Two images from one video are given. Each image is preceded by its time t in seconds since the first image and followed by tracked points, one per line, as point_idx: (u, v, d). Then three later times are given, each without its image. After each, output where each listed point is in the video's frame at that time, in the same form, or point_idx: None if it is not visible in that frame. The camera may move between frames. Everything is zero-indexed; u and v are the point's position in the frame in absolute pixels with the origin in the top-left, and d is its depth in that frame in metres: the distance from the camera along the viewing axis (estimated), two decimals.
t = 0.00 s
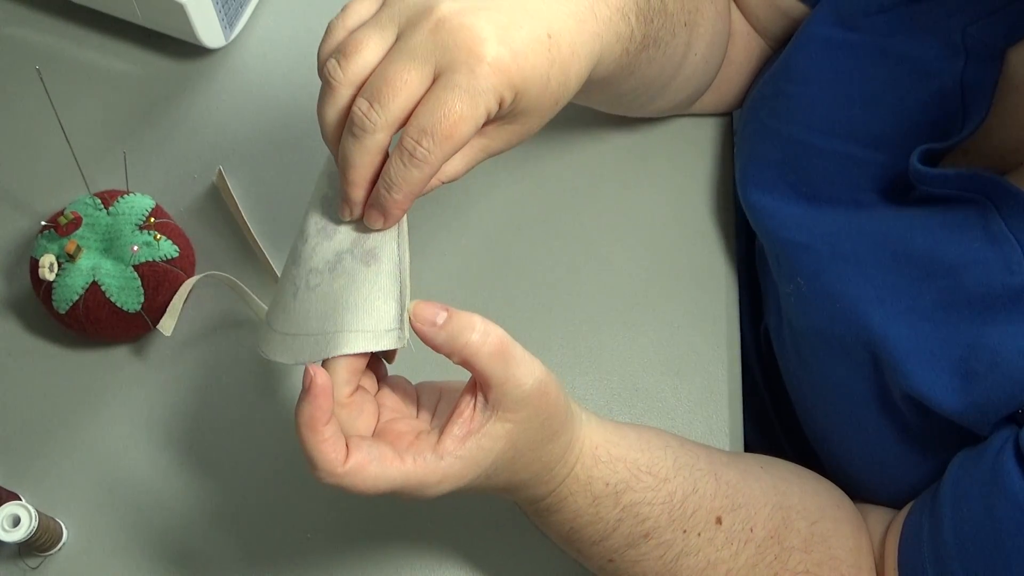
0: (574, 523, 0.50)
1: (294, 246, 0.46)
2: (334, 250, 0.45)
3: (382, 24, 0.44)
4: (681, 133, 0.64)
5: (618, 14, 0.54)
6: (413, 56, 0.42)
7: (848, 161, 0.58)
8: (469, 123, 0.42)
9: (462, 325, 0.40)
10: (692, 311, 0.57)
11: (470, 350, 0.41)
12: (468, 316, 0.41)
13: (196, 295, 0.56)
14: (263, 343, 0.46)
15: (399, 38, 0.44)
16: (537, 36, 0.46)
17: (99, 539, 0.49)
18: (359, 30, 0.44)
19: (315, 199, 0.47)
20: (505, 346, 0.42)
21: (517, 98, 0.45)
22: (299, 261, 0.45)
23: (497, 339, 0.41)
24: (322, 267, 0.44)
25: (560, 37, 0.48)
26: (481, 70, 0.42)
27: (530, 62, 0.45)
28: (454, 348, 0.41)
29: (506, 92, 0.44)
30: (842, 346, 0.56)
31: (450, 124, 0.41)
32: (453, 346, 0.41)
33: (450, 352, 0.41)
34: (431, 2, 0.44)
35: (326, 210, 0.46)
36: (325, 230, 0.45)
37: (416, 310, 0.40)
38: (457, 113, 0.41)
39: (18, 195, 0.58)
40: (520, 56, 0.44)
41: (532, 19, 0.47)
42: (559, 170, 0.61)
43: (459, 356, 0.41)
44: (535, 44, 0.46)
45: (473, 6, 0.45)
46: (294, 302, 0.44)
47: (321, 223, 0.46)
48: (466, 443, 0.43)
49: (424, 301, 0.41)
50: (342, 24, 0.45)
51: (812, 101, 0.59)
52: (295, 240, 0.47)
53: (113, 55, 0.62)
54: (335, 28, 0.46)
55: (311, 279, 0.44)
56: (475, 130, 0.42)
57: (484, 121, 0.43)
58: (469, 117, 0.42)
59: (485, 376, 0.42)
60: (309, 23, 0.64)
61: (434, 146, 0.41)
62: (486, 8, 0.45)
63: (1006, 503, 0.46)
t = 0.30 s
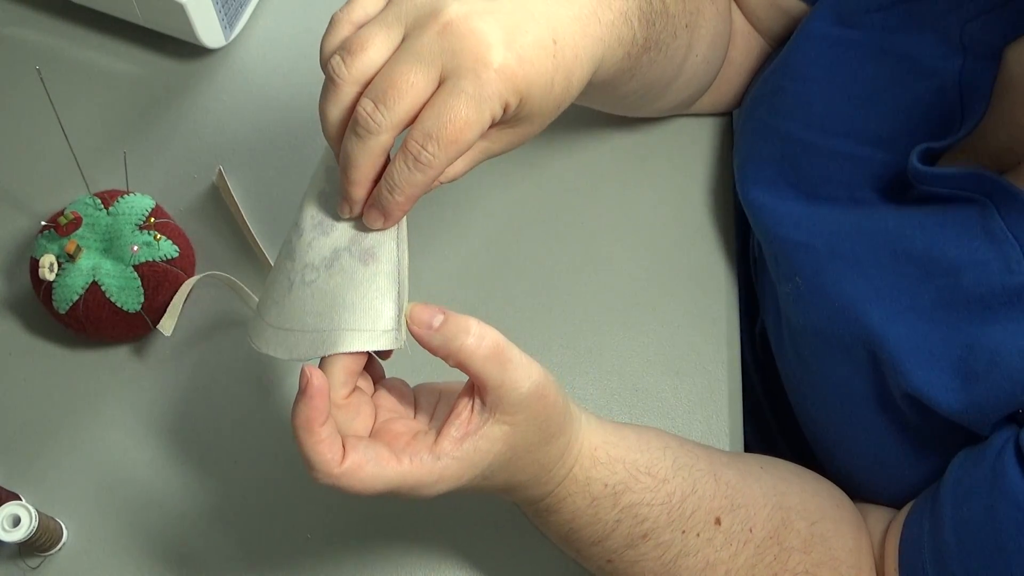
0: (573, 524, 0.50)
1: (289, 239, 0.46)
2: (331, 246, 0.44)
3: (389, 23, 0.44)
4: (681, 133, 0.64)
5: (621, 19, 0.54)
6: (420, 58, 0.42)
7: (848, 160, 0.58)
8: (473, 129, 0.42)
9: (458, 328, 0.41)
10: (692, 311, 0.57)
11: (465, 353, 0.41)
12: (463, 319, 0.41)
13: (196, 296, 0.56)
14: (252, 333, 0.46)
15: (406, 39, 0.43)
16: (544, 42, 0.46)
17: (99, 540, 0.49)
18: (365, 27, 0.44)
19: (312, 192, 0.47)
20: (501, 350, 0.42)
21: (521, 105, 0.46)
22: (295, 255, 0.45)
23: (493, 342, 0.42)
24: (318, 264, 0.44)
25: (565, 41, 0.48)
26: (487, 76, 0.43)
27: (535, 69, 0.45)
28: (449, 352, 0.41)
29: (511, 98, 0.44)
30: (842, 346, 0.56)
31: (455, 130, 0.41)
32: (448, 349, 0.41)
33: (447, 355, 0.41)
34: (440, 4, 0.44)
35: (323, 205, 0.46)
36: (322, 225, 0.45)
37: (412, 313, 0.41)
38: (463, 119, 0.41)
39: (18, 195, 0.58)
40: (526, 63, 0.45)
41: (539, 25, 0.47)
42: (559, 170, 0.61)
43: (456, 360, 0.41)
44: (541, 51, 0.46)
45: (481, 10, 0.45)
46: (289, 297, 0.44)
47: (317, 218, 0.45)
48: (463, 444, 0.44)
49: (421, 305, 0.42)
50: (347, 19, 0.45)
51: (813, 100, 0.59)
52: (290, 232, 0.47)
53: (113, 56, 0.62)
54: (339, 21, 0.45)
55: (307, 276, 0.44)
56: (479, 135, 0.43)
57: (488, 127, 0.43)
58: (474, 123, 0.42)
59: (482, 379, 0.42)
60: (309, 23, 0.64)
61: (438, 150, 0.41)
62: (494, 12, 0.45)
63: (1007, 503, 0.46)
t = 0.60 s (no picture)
0: (572, 526, 0.50)
1: (281, 230, 0.46)
2: (327, 244, 0.44)
3: (403, 26, 0.44)
4: (681, 133, 0.64)
5: (626, 27, 0.54)
6: (435, 67, 0.42)
7: (847, 160, 0.58)
8: (483, 143, 0.43)
9: (448, 337, 0.41)
10: (692, 311, 0.57)
11: (456, 362, 0.41)
12: (456, 328, 0.42)
13: (196, 296, 0.56)
14: (239, 318, 0.46)
15: (420, 45, 0.44)
16: (555, 55, 0.47)
17: (99, 540, 0.49)
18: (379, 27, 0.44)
19: (307, 182, 0.46)
20: (493, 359, 0.42)
21: (530, 119, 0.47)
22: (288, 249, 0.44)
23: (484, 351, 0.42)
24: (314, 261, 0.44)
25: (575, 54, 0.49)
26: (500, 90, 0.43)
27: (546, 84, 0.46)
28: (442, 360, 0.41)
29: (522, 113, 0.45)
30: (842, 346, 0.56)
31: (466, 143, 0.42)
32: (440, 358, 0.42)
33: (439, 364, 0.42)
34: (456, 13, 0.44)
35: (320, 199, 0.46)
36: (318, 221, 0.45)
37: (414, 319, 0.42)
38: (475, 133, 0.42)
39: (18, 195, 0.58)
40: (538, 78, 0.46)
41: (551, 38, 0.48)
42: (559, 170, 0.61)
43: (449, 369, 0.42)
44: (552, 66, 0.47)
45: (496, 22, 0.45)
46: (282, 293, 0.44)
47: (312, 212, 0.45)
48: (458, 449, 0.44)
49: (418, 313, 0.43)
50: (359, 16, 0.45)
51: (813, 100, 0.59)
52: (281, 223, 0.46)
53: (113, 55, 0.62)
54: (351, 17, 0.45)
55: (302, 272, 0.44)
56: (488, 149, 0.44)
57: (497, 141, 0.44)
58: (485, 137, 0.43)
59: (475, 387, 0.43)
60: (309, 23, 0.64)
61: (446, 161, 0.42)
62: (509, 24, 0.46)
63: (1006, 504, 0.46)
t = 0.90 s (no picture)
0: (571, 527, 0.51)
1: (275, 227, 0.45)
2: (324, 248, 0.45)
3: (408, 35, 0.44)
4: (681, 133, 0.64)
5: (625, 37, 0.54)
6: (441, 79, 0.42)
7: (847, 160, 0.58)
8: (485, 158, 0.43)
9: (429, 348, 0.41)
10: (692, 311, 0.57)
11: (435, 374, 0.41)
12: (442, 338, 0.42)
13: (196, 296, 0.56)
14: (229, 312, 0.46)
15: (426, 56, 0.44)
16: (559, 68, 0.48)
17: (99, 540, 0.49)
18: (384, 36, 0.44)
19: (303, 182, 0.46)
20: (474, 370, 0.42)
21: (531, 133, 0.47)
22: (284, 250, 0.44)
23: (466, 362, 0.41)
24: (310, 264, 0.44)
25: (576, 63, 0.49)
26: (504, 105, 0.44)
27: (549, 98, 0.47)
28: (425, 370, 0.42)
29: (525, 127, 0.45)
30: (841, 346, 0.56)
31: (469, 157, 0.42)
32: (422, 369, 0.42)
33: (424, 376, 0.42)
34: (462, 26, 0.45)
35: (317, 200, 0.45)
36: (314, 223, 0.45)
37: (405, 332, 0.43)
38: (478, 148, 0.42)
39: (18, 195, 0.58)
40: (542, 93, 0.46)
41: (555, 51, 0.48)
42: (559, 171, 0.61)
43: (433, 380, 0.42)
44: (556, 80, 0.47)
45: (502, 36, 0.46)
46: (277, 294, 0.44)
47: (308, 214, 0.45)
48: (450, 457, 0.44)
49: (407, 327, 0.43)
50: (364, 22, 0.44)
51: (813, 100, 0.59)
52: (274, 219, 0.46)
53: (113, 55, 0.62)
54: (355, 23, 0.44)
55: (298, 274, 0.44)
56: (490, 163, 0.44)
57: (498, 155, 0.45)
58: (487, 152, 0.43)
59: (460, 397, 0.42)
60: (309, 23, 0.64)
61: (449, 173, 0.42)
62: (515, 37, 0.46)
63: (1006, 503, 0.46)
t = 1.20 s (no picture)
0: (569, 529, 0.50)
1: (274, 227, 0.45)
2: (323, 251, 0.44)
3: (411, 42, 0.44)
4: (681, 133, 0.64)
5: (625, 42, 0.54)
6: (443, 88, 0.42)
7: (847, 159, 0.58)
8: (485, 168, 0.43)
9: (421, 351, 0.42)
10: (692, 311, 0.57)
11: (427, 377, 0.42)
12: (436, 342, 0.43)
13: (196, 295, 0.56)
14: (228, 313, 0.46)
15: (428, 64, 0.44)
16: (560, 76, 0.48)
17: (99, 540, 0.49)
18: (386, 42, 0.43)
19: (303, 184, 0.46)
20: (466, 372, 0.42)
21: (532, 141, 0.47)
22: (283, 252, 0.44)
23: (459, 363, 0.42)
24: (309, 267, 0.44)
25: (576, 71, 0.49)
26: (505, 115, 0.44)
27: (551, 107, 0.47)
28: (417, 373, 0.42)
29: (525, 137, 0.46)
30: (841, 346, 0.56)
31: (470, 167, 0.43)
32: (414, 373, 0.43)
33: (417, 379, 0.43)
34: (465, 35, 0.45)
35: (316, 203, 0.45)
36: (313, 226, 0.45)
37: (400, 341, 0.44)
38: (479, 158, 0.43)
39: (18, 195, 0.58)
40: (543, 101, 0.46)
41: (556, 58, 0.48)
42: (559, 171, 0.61)
43: (427, 382, 0.42)
44: (558, 89, 0.47)
45: (504, 44, 0.46)
46: (277, 296, 0.44)
47: (307, 217, 0.45)
48: (442, 459, 0.44)
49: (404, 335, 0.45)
50: (367, 28, 0.44)
51: (813, 100, 0.59)
52: (274, 220, 0.46)
53: (113, 56, 0.62)
54: (357, 28, 0.44)
55: (297, 277, 0.44)
56: (490, 172, 0.44)
57: (499, 164, 0.45)
58: (488, 161, 0.43)
59: (452, 399, 0.43)
60: (309, 23, 0.64)
61: (450, 182, 0.42)
62: (517, 45, 0.46)
63: (1007, 503, 0.46)
